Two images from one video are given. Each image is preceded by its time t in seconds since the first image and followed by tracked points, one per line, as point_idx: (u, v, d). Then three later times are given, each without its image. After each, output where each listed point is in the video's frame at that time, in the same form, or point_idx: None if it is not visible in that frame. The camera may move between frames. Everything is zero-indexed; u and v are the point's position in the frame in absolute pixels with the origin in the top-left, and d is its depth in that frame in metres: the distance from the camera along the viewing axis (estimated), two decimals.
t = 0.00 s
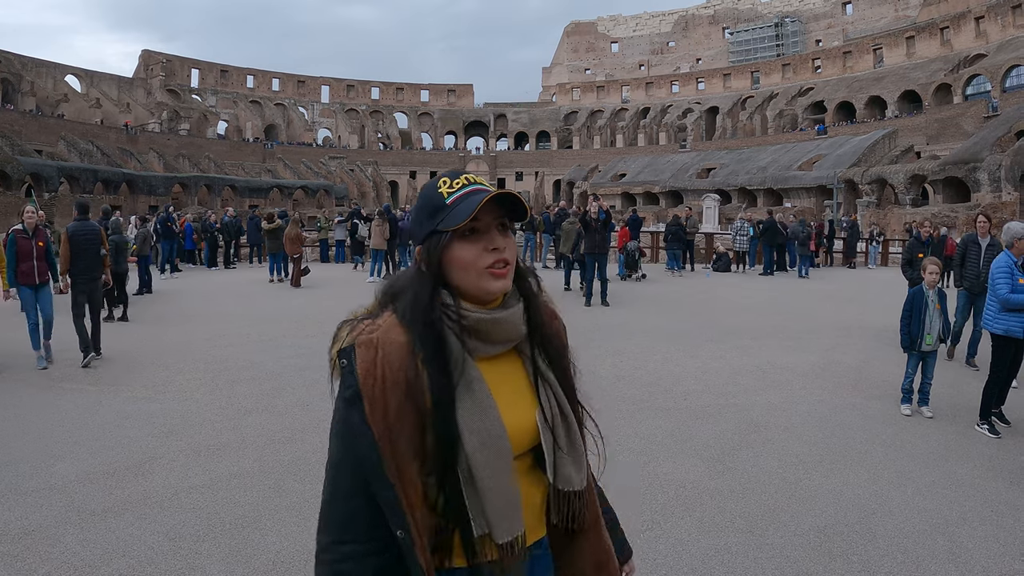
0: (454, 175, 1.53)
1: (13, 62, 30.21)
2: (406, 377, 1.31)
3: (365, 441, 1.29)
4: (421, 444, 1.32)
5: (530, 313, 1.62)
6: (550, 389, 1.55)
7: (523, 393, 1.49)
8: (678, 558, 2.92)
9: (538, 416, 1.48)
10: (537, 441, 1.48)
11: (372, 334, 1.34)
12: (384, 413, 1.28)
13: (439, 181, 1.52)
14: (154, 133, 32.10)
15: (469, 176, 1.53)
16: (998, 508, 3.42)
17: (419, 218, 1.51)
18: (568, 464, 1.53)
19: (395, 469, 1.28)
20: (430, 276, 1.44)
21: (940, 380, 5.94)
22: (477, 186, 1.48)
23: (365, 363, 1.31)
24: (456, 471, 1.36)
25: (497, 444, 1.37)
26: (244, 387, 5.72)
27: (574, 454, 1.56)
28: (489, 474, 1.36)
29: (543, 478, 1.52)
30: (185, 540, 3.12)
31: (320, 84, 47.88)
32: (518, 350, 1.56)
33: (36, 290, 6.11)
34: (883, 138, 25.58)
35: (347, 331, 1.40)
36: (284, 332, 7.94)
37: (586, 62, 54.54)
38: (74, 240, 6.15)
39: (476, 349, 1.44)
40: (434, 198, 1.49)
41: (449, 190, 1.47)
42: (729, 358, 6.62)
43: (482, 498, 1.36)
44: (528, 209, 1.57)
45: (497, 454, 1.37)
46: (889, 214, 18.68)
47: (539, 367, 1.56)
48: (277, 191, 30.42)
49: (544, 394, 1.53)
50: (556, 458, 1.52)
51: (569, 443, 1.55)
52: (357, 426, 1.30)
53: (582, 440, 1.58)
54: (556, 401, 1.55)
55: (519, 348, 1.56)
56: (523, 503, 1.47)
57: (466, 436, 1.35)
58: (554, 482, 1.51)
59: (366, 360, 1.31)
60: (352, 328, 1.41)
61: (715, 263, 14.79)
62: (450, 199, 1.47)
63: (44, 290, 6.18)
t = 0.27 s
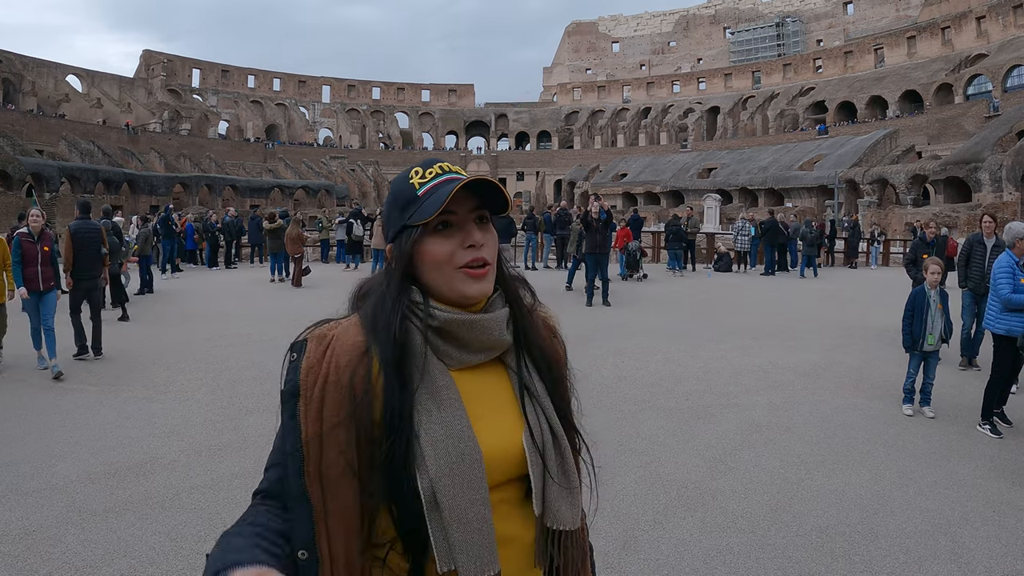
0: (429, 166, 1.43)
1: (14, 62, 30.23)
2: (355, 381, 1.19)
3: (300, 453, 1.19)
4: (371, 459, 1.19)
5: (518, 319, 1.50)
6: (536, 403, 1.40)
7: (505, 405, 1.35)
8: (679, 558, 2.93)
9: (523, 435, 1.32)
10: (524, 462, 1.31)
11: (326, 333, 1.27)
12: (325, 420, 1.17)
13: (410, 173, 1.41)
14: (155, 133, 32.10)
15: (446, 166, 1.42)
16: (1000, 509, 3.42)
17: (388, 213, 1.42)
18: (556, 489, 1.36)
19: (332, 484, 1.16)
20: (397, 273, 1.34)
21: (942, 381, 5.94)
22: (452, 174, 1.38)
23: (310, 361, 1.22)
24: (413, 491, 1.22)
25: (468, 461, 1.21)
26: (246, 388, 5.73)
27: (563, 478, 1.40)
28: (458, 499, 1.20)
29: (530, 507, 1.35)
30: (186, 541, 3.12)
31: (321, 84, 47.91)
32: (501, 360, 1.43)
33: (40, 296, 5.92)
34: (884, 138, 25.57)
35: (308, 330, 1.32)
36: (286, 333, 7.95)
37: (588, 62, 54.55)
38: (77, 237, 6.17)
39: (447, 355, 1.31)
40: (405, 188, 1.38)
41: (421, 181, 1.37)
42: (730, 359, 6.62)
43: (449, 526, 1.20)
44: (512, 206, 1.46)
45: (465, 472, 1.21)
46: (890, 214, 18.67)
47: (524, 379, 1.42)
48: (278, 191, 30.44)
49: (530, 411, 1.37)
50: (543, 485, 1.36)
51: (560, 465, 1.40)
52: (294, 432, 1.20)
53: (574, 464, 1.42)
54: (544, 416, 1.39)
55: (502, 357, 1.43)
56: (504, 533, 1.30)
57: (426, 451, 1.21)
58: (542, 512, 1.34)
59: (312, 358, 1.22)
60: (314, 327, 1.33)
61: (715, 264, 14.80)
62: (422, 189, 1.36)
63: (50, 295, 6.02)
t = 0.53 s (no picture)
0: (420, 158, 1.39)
1: (15, 62, 30.24)
2: (334, 394, 1.14)
3: (270, 479, 1.11)
4: (351, 481, 1.13)
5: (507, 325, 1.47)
6: (534, 412, 1.37)
7: (502, 416, 1.31)
8: (681, 559, 2.93)
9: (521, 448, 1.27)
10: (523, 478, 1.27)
11: (300, 344, 1.21)
12: (298, 437, 1.11)
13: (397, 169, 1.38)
14: (156, 133, 32.11)
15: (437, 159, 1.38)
16: (1002, 509, 3.43)
17: (371, 210, 1.37)
18: (555, 503, 1.33)
19: (308, 504, 1.10)
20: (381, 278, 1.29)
21: (944, 381, 5.94)
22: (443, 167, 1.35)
23: (283, 377, 1.16)
24: (396, 510, 1.17)
25: (463, 477, 1.16)
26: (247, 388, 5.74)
27: (564, 490, 1.37)
28: (450, 517, 1.15)
29: (528, 523, 1.31)
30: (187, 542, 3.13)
31: (322, 84, 47.94)
32: (496, 369, 1.40)
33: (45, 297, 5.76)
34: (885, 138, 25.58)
35: (280, 341, 1.26)
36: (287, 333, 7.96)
37: (589, 62, 54.55)
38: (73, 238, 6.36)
39: (436, 363, 1.28)
40: (391, 185, 1.34)
41: (409, 174, 1.34)
42: (732, 359, 6.63)
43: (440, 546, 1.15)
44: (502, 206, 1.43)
45: (459, 487, 1.15)
46: (891, 214, 18.67)
47: (519, 386, 1.38)
48: (279, 190, 30.47)
49: (527, 421, 1.33)
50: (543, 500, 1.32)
51: (560, 480, 1.37)
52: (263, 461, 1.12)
53: (573, 476, 1.39)
54: (542, 425, 1.37)
55: (496, 365, 1.40)
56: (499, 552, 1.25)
57: (414, 467, 1.15)
58: (541, 526, 1.31)
59: (286, 372, 1.16)
60: (288, 338, 1.27)
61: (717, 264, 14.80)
62: (410, 183, 1.32)
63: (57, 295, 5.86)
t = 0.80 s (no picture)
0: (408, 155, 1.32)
1: (18, 61, 30.26)
2: (325, 406, 1.11)
3: (262, 494, 1.08)
4: (347, 494, 1.11)
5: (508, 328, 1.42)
6: (538, 418, 1.33)
7: (500, 427, 1.27)
8: (683, 559, 2.95)
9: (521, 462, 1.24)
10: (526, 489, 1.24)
11: (293, 353, 1.19)
12: (292, 450, 1.09)
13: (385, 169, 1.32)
14: (158, 132, 32.13)
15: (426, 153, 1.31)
16: (1003, 509, 3.45)
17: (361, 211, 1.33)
18: (560, 514, 1.30)
19: (303, 519, 1.07)
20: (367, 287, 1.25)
21: (946, 381, 5.95)
22: (431, 162, 1.27)
23: (276, 388, 1.14)
24: (393, 521, 1.15)
25: (463, 490, 1.14)
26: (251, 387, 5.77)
27: (569, 498, 1.34)
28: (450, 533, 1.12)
29: (533, 532, 1.29)
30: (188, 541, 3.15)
31: (324, 84, 47.98)
32: (497, 374, 1.36)
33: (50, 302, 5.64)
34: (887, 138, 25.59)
35: (273, 348, 1.24)
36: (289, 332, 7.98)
37: (591, 62, 54.54)
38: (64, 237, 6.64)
39: (433, 371, 1.24)
40: (378, 187, 1.29)
41: (394, 174, 1.27)
42: (734, 358, 6.64)
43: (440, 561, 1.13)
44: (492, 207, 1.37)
45: (459, 500, 1.13)
46: (893, 215, 18.68)
47: (522, 391, 1.35)
48: (281, 190, 30.51)
49: (530, 430, 1.30)
50: (547, 509, 1.30)
51: (566, 489, 1.34)
52: (254, 475, 1.09)
53: (579, 483, 1.35)
54: (546, 433, 1.33)
55: (497, 370, 1.36)
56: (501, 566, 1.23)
57: (410, 481, 1.13)
58: (546, 533, 1.28)
59: (279, 383, 1.14)
60: (283, 345, 1.25)
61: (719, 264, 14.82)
62: (393, 185, 1.26)
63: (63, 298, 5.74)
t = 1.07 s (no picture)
0: (406, 151, 1.32)
1: (20, 60, 30.31)
2: (319, 409, 1.12)
3: (256, 492, 1.10)
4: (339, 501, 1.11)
5: (513, 330, 1.40)
6: (540, 426, 1.31)
7: (499, 436, 1.25)
8: (685, 560, 2.96)
9: (520, 470, 1.23)
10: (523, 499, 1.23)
11: (292, 352, 1.20)
12: (285, 452, 1.10)
13: (384, 167, 1.32)
14: (159, 131, 32.16)
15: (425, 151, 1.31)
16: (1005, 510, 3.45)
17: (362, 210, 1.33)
18: (560, 526, 1.28)
19: (297, 520, 1.08)
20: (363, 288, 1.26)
21: (948, 382, 5.95)
22: (429, 162, 1.26)
23: (272, 389, 1.15)
24: (386, 525, 1.16)
25: (458, 500, 1.13)
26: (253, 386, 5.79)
27: (571, 511, 1.31)
28: (440, 540, 1.12)
29: (531, 544, 1.27)
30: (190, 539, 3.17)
31: (325, 83, 48.02)
32: (500, 378, 1.35)
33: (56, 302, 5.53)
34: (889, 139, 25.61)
35: (273, 344, 1.26)
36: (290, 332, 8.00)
37: (592, 62, 54.54)
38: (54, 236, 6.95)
39: (433, 377, 1.24)
40: (376, 186, 1.30)
41: (390, 175, 1.27)
42: (735, 358, 6.66)
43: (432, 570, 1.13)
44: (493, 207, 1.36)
45: (453, 509, 1.13)
46: (895, 215, 18.69)
47: (525, 397, 1.33)
48: (283, 189, 30.55)
49: (532, 437, 1.28)
50: (547, 521, 1.28)
51: (568, 501, 1.31)
52: (249, 473, 1.11)
53: (582, 494, 1.33)
54: (549, 442, 1.31)
55: (500, 375, 1.35)
56: None
57: (405, 489, 1.13)
58: (544, 543, 1.27)
59: (275, 383, 1.16)
60: (283, 343, 1.27)
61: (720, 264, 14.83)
62: (388, 186, 1.26)
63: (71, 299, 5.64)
